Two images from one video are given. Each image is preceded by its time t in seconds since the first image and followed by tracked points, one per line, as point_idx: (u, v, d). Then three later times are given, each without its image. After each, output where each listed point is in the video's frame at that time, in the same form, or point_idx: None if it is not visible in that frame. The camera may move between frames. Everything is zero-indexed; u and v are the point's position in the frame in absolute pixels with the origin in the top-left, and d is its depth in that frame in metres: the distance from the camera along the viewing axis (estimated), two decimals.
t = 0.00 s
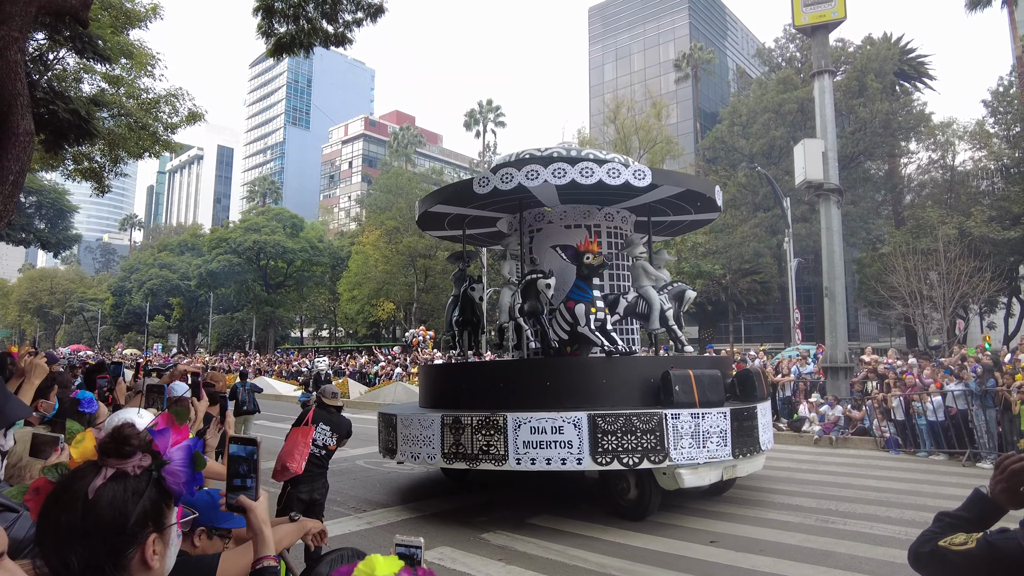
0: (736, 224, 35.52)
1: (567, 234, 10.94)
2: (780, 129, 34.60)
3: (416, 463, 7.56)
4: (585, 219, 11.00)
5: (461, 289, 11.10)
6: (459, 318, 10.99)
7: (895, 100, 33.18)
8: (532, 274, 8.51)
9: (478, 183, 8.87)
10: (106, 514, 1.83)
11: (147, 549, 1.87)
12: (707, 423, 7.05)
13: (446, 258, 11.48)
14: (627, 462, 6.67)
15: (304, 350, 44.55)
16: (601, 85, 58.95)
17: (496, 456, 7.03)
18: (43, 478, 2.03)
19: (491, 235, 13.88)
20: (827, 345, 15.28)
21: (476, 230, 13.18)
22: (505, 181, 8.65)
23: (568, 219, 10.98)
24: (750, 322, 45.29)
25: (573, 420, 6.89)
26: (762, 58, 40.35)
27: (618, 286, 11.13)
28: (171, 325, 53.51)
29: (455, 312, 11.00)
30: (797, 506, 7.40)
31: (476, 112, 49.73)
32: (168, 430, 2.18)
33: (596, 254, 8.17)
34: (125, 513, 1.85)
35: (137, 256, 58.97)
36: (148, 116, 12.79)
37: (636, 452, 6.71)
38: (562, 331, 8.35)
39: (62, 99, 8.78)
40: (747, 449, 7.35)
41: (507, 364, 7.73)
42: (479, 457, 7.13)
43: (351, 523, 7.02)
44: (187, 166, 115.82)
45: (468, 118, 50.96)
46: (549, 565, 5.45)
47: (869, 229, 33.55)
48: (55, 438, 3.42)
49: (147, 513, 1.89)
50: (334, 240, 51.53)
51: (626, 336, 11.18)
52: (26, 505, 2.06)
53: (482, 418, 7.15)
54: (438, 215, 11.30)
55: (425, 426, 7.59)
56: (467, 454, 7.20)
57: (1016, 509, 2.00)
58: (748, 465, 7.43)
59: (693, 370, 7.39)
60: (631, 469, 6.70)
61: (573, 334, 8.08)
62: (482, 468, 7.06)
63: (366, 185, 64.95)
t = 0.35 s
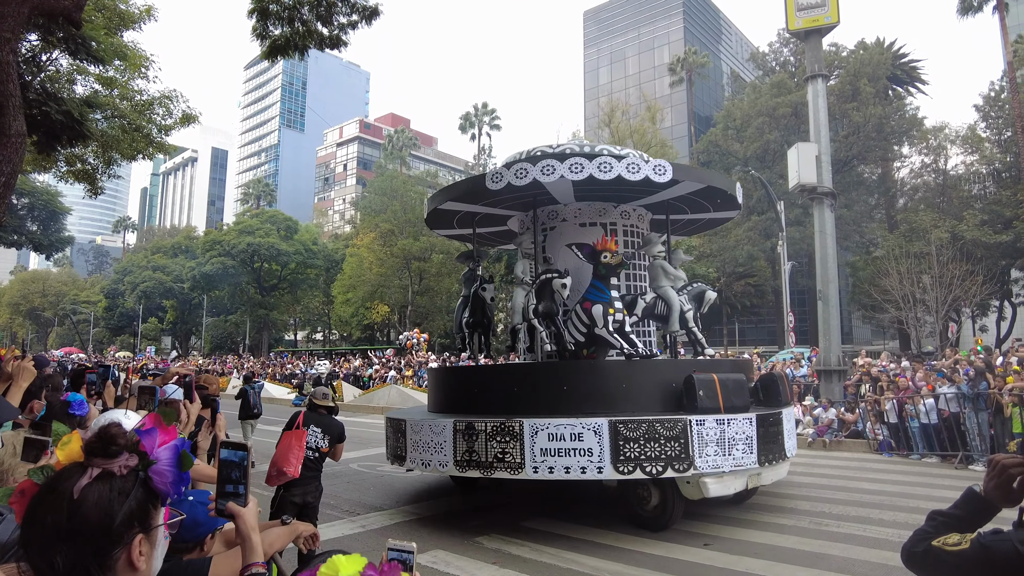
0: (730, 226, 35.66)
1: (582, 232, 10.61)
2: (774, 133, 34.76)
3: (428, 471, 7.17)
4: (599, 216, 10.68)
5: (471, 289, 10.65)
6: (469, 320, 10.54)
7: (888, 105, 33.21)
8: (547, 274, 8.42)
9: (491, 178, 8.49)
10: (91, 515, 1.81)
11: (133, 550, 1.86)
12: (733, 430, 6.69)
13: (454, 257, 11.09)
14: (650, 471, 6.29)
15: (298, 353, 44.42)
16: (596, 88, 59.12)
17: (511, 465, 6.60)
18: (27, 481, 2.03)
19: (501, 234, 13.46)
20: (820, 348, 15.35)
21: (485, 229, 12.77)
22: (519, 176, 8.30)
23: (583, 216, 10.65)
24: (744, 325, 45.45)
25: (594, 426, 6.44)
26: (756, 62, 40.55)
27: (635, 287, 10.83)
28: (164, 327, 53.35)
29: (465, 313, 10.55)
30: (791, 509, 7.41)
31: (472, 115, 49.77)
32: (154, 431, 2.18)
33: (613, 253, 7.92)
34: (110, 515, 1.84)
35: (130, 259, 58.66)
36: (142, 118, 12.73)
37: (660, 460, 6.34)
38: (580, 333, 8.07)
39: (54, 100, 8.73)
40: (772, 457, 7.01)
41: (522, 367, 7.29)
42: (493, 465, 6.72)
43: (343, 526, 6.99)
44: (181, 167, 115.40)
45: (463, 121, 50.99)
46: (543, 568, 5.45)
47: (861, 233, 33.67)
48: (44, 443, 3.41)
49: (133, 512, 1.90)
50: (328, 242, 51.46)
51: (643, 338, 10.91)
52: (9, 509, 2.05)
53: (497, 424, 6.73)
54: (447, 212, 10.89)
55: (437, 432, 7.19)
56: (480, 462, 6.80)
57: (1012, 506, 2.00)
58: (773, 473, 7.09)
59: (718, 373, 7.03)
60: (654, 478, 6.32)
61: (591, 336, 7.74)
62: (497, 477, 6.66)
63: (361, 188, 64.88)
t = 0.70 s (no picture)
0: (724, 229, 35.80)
1: (598, 229, 10.40)
2: (767, 135, 34.90)
3: (439, 477, 6.85)
4: (615, 213, 10.49)
5: (483, 288, 10.39)
6: (480, 319, 10.34)
7: (880, 108, 33.26)
8: (562, 272, 8.17)
9: (504, 173, 8.06)
10: (67, 517, 1.80)
11: (114, 549, 1.87)
12: (759, 435, 6.35)
13: (464, 255, 11.00)
14: (674, 478, 5.96)
15: (291, 355, 44.25)
16: (590, 91, 59.28)
17: (529, 471, 6.30)
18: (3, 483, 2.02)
19: (511, 232, 13.12)
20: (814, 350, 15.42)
21: (494, 226, 12.44)
22: (535, 170, 7.78)
23: (598, 212, 10.45)
24: (737, 327, 45.61)
25: (615, 431, 6.17)
26: (749, 65, 40.74)
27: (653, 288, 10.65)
28: (157, 329, 53.12)
29: (475, 313, 10.30)
30: (784, 511, 7.43)
31: (466, 117, 49.81)
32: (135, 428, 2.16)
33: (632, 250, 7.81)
34: (88, 515, 1.83)
35: (122, 260, 58.34)
36: (135, 119, 12.66)
37: (684, 467, 6.00)
38: (599, 333, 7.91)
39: (46, 100, 8.66)
40: (798, 463, 6.69)
41: (539, 369, 6.99)
42: (509, 472, 6.41)
43: (336, 529, 6.94)
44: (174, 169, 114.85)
45: (458, 122, 50.99)
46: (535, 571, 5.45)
47: (854, 236, 33.69)
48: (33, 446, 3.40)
49: (112, 512, 1.89)
50: (322, 244, 51.34)
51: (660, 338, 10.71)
52: None
53: (513, 429, 6.45)
54: (457, 209, 10.55)
55: (450, 437, 6.87)
56: (496, 468, 6.49)
57: (999, 506, 2.00)
58: (800, 480, 6.74)
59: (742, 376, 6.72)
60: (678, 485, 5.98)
61: (607, 337, 7.73)
62: (514, 484, 6.35)
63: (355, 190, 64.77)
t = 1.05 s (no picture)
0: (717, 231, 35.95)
1: (614, 226, 9.74)
2: (760, 138, 35.05)
3: (451, 484, 6.41)
4: (632, 208, 9.82)
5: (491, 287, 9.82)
6: (491, 320, 9.83)
7: (873, 111, 33.24)
8: (578, 269, 7.68)
9: (517, 167, 7.54)
10: (51, 517, 1.79)
11: (99, 552, 1.85)
12: (788, 439, 5.96)
13: (474, 253, 10.64)
14: (701, 486, 5.55)
15: (284, 356, 44.09)
16: (584, 93, 59.43)
17: (549, 479, 5.87)
18: None
19: (521, 229, 12.48)
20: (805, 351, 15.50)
21: (504, 224, 11.81)
22: (550, 164, 7.30)
23: (614, 208, 9.80)
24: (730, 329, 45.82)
25: (639, 437, 5.73)
26: (743, 68, 40.93)
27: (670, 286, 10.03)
28: (148, 330, 52.85)
29: (484, 314, 9.84)
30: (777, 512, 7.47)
31: (461, 118, 49.85)
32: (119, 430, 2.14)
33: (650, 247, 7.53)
34: (71, 516, 1.82)
35: (114, 261, 57.98)
36: (127, 118, 12.58)
37: (711, 474, 5.61)
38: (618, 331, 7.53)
39: (37, 100, 8.59)
40: (826, 467, 6.32)
41: (556, 370, 6.51)
42: (526, 479, 5.99)
43: (328, 530, 6.91)
44: (167, 169, 114.22)
45: (452, 124, 51.01)
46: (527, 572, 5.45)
47: (847, 238, 32.99)
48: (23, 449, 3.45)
49: (96, 514, 1.87)
50: (315, 245, 51.21)
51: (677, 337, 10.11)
52: None
53: (529, 434, 6.01)
54: (466, 205, 9.93)
55: (462, 442, 6.41)
56: (511, 476, 6.06)
57: (984, 506, 2.02)
58: (825, 485, 6.41)
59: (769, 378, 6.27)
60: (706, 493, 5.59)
61: (626, 337, 7.51)
62: (531, 493, 5.92)
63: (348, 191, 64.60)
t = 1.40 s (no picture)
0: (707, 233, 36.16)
1: (631, 222, 9.43)
2: (751, 141, 35.29)
3: (463, 492, 6.07)
4: (648, 204, 9.48)
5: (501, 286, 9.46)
6: (501, 321, 9.44)
7: (862, 115, 33.23)
8: (595, 267, 7.25)
9: (531, 160, 7.17)
10: (34, 521, 1.76)
11: (83, 556, 1.82)
12: (817, 444, 5.65)
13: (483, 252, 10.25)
14: (729, 494, 5.24)
15: (274, 357, 43.88)
16: (576, 94, 59.61)
17: (567, 488, 5.51)
18: None
19: (530, 227, 11.98)
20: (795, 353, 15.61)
21: (514, 222, 11.36)
22: (566, 156, 6.94)
23: (628, 204, 9.48)
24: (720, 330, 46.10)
25: (664, 442, 5.38)
26: (733, 70, 41.19)
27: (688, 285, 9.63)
28: (137, 331, 52.46)
29: (495, 314, 9.46)
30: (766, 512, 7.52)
31: (453, 120, 49.88)
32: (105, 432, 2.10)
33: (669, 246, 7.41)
34: (55, 520, 1.79)
35: (102, 261, 57.44)
36: (117, 118, 12.46)
37: (739, 481, 5.28)
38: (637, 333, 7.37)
39: (25, 98, 8.49)
40: (855, 473, 6.00)
41: (573, 371, 6.21)
42: (544, 487, 5.61)
43: (319, 533, 6.88)
44: (156, 169, 113.38)
45: (444, 125, 51.02)
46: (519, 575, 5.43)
47: (837, 241, 32.93)
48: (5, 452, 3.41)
49: (82, 518, 1.84)
50: (305, 246, 50.99)
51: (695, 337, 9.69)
52: None
53: (547, 439, 5.66)
54: (475, 201, 9.44)
55: (476, 448, 6.07)
56: (528, 484, 5.69)
57: (967, 506, 2.04)
58: (853, 491, 6.10)
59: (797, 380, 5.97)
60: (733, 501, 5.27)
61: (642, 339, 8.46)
62: (549, 502, 5.56)
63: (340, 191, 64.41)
